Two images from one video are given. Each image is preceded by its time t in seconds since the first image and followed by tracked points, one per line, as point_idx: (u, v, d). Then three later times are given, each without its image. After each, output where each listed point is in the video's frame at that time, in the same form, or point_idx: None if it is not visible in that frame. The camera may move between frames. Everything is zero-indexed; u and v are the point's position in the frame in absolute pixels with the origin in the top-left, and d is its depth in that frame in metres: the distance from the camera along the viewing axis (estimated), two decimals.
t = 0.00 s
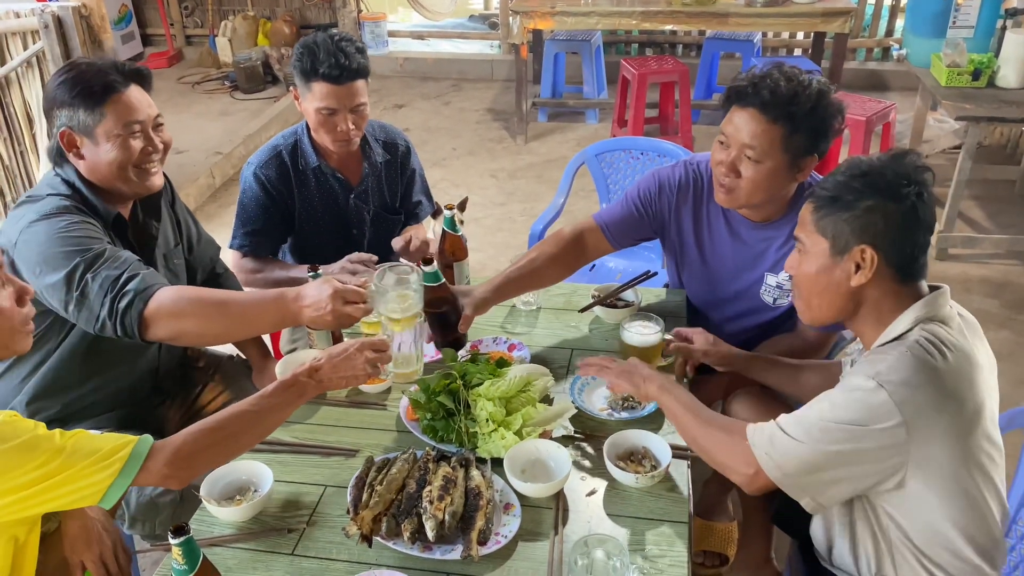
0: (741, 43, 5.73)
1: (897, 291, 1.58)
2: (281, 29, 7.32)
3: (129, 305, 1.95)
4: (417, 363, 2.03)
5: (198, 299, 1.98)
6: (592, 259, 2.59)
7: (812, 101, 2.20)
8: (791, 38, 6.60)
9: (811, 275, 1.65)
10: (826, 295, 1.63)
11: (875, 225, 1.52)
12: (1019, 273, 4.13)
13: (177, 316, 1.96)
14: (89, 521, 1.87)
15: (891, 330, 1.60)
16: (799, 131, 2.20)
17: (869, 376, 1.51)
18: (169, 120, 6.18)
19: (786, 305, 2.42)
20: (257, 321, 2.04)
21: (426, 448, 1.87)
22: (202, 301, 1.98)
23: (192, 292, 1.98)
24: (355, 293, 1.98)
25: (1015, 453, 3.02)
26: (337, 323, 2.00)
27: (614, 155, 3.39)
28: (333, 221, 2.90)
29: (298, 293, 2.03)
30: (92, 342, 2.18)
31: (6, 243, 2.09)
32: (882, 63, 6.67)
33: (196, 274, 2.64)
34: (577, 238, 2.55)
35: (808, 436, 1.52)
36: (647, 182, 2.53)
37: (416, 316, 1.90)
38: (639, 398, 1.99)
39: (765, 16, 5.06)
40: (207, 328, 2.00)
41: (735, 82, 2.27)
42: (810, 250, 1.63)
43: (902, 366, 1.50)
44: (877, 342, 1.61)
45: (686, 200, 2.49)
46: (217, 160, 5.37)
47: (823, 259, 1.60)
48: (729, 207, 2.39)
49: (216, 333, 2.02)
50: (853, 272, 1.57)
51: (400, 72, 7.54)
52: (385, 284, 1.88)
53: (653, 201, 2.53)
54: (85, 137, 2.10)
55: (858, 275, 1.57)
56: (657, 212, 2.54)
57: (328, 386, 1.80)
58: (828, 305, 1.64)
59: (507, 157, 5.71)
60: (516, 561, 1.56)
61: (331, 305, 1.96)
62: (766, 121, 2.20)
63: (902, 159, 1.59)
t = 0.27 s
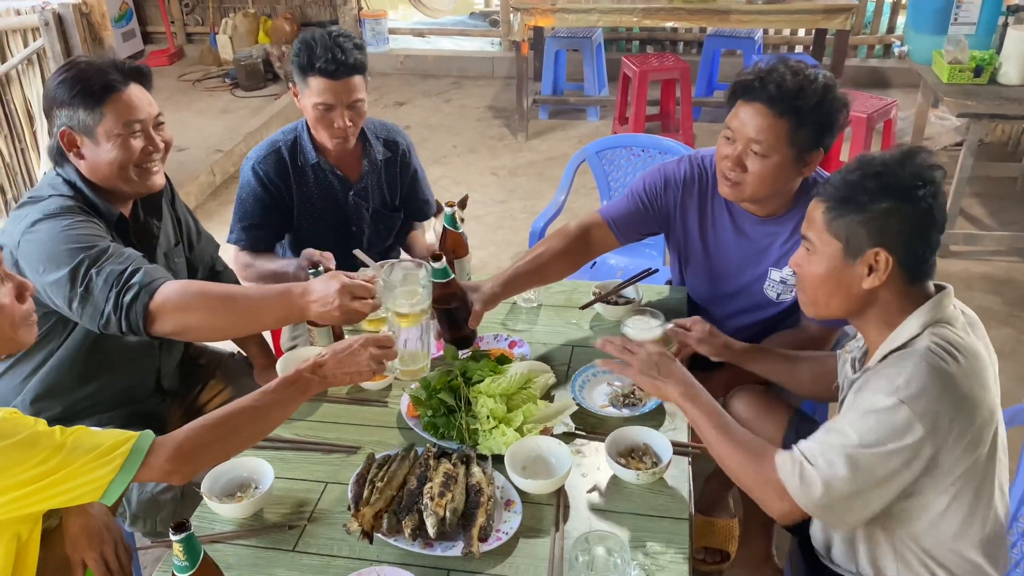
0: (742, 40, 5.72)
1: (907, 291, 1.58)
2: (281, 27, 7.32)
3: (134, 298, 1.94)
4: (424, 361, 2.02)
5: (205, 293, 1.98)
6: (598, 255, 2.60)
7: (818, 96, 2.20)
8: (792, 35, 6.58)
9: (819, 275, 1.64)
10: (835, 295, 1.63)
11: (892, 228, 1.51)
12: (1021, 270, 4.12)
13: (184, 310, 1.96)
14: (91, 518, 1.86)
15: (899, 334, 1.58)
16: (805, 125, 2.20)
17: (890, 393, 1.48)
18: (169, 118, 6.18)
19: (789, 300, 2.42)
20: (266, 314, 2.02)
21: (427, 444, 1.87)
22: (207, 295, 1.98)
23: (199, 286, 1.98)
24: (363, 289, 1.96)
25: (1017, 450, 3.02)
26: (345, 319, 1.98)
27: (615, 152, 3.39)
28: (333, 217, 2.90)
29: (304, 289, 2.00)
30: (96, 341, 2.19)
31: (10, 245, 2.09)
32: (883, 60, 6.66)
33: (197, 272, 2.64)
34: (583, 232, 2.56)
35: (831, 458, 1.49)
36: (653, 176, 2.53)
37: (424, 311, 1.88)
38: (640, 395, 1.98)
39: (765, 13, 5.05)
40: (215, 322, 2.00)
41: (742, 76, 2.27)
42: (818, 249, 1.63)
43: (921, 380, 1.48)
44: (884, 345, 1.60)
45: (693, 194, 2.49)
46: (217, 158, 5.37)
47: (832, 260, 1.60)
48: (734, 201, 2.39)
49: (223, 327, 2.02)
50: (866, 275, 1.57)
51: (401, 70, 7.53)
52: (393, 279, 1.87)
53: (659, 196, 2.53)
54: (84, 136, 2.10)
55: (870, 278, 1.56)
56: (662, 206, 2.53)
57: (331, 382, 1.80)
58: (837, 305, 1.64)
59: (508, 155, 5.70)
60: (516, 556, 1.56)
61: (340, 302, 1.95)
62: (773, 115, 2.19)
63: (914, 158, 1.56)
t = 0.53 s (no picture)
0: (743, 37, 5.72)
1: (924, 301, 1.55)
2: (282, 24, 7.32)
3: (138, 291, 1.95)
4: (427, 357, 2.02)
5: (208, 285, 1.98)
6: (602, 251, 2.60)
7: (824, 91, 2.19)
8: (793, 32, 6.57)
9: (836, 283, 1.62)
10: (852, 303, 1.61)
11: (918, 241, 1.47)
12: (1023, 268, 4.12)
13: (187, 302, 1.97)
14: (91, 516, 1.86)
15: (915, 356, 1.53)
16: (810, 120, 2.19)
17: (930, 433, 1.42)
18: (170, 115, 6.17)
19: (791, 297, 2.44)
20: (268, 311, 2.04)
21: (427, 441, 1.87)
22: (210, 287, 1.98)
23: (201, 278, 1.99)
24: (367, 283, 2.00)
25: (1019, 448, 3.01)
26: (350, 313, 2.01)
27: (615, 150, 3.39)
28: (339, 214, 2.89)
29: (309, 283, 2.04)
30: (97, 339, 2.19)
31: (10, 243, 2.08)
32: (885, 57, 6.65)
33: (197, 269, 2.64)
34: (588, 229, 2.56)
35: (913, 527, 1.42)
36: (655, 172, 2.53)
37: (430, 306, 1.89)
38: (640, 392, 1.98)
39: (767, 10, 5.04)
40: (218, 315, 2.00)
41: (746, 71, 2.26)
42: (836, 254, 1.60)
43: (955, 412, 1.42)
44: (901, 366, 1.55)
45: (696, 189, 2.48)
46: (218, 155, 5.37)
47: (853, 269, 1.57)
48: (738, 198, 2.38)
49: (224, 321, 2.02)
50: (886, 287, 1.54)
51: (402, 67, 7.52)
52: (398, 273, 1.91)
53: (659, 193, 2.53)
54: (83, 135, 2.09)
55: (890, 290, 1.54)
56: (665, 202, 2.53)
57: (333, 379, 1.80)
58: (854, 314, 1.62)
59: (509, 152, 5.70)
60: (516, 554, 1.56)
61: (343, 295, 1.98)
62: (779, 109, 2.19)
63: (937, 166, 1.49)
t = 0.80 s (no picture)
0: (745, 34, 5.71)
1: (955, 324, 1.48)
2: (284, 20, 7.31)
3: (140, 282, 1.94)
4: (426, 346, 2.02)
5: (211, 277, 1.98)
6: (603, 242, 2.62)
7: (824, 84, 2.19)
8: (795, 29, 6.56)
9: (861, 303, 1.54)
10: (879, 325, 1.53)
11: (958, 269, 1.38)
12: None
13: (190, 295, 1.97)
14: (91, 510, 1.86)
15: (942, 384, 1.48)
16: (811, 112, 2.19)
17: (961, 471, 1.37)
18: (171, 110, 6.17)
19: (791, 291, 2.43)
20: (271, 304, 2.04)
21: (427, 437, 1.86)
22: (213, 279, 1.98)
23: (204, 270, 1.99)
24: (371, 276, 1.98)
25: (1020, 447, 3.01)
26: (353, 307, 2.00)
27: (617, 146, 3.38)
28: (343, 207, 2.90)
29: (312, 277, 2.02)
30: (98, 334, 2.19)
31: (12, 237, 2.08)
32: (887, 54, 6.64)
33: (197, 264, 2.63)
34: (590, 220, 2.58)
35: (936, 558, 1.41)
36: (659, 163, 2.54)
37: (431, 300, 1.92)
38: (640, 388, 1.98)
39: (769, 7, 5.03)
40: (221, 308, 2.00)
41: (749, 63, 2.26)
42: (864, 275, 1.51)
43: (991, 448, 1.36)
44: (928, 390, 1.50)
45: (698, 181, 2.48)
46: (219, 151, 5.37)
47: (883, 294, 1.48)
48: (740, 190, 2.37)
49: (228, 313, 2.02)
50: (919, 313, 1.47)
51: (403, 63, 7.51)
52: (402, 267, 1.90)
53: (662, 184, 2.54)
54: (85, 130, 2.09)
55: (923, 316, 1.47)
56: (668, 193, 2.54)
57: (333, 370, 1.80)
58: (880, 334, 1.55)
59: (510, 148, 5.69)
60: (516, 550, 1.55)
61: (347, 289, 1.97)
62: (780, 101, 2.18)
63: (987, 194, 1.38)
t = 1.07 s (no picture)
0: (749, 31, 5.70)
1: (966, 352, 1.46)
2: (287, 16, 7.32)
3: (150, 272, 1.94)
4: (426, 336, 2.07)
5: (221, 268, 1.98)
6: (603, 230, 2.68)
7: (823, 74, 2.18)
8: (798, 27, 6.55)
9: (872, 329, 1.50)
10: (892, 353, 1.50)
11: (978, 303, 1.36)
12: None
13: (200, 286, 1.97)
14: (93, 506, 1.86)
15: (964, 414, 1.45)
16: (811, 102, 2.18)
17: (987, 503, 1.37)
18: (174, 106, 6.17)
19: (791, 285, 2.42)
20: (279, 295, 2.03)
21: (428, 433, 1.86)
22: (223, 270, 1.98)
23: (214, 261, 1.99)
24: (380, 271, 1.99)
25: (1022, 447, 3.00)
26: (362, 301, 2.00)
27: (619, 143, 3.37)
28: (348, 200, 2.89)
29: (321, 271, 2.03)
30: (102, 330, 2.19)
31: (19, 230, 2.08)
32: (891, 52, 6.63)
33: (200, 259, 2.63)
34: (587, 207, 2.63)
35: None
36: (660, 155, 2.57)
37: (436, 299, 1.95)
38: (642, 385, 1.98)
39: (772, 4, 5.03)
40: (231, 299, 2.01)
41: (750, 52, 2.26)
42: (879, 303, 1.47)
43: (1016, 482, 1.36)
44: (944, 418, 1.48)
45: (699, 173, 2.50)
46: (221, 146, 5.37)
47: (898, 323, 1.45)
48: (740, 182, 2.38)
49: (239, 304, 2.03)
50: (934, 343, 1.44)
51: (406, 59, 7.51)
52: (411, 262, 1.93)
53: (664, 176, 2.56)
54: (92, 124, 2.09)
55: (938, 346, 1.44)
56: (668, 184, 2.57)
57: (335, 359, 1.81)
58: (890, 361, 1.52)
59: (512, 145, 5.69)
60: (517, 547, 1.55)
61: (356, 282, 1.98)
62: (779, 91, 2.18)
63: (1013, 225, 1.32)
